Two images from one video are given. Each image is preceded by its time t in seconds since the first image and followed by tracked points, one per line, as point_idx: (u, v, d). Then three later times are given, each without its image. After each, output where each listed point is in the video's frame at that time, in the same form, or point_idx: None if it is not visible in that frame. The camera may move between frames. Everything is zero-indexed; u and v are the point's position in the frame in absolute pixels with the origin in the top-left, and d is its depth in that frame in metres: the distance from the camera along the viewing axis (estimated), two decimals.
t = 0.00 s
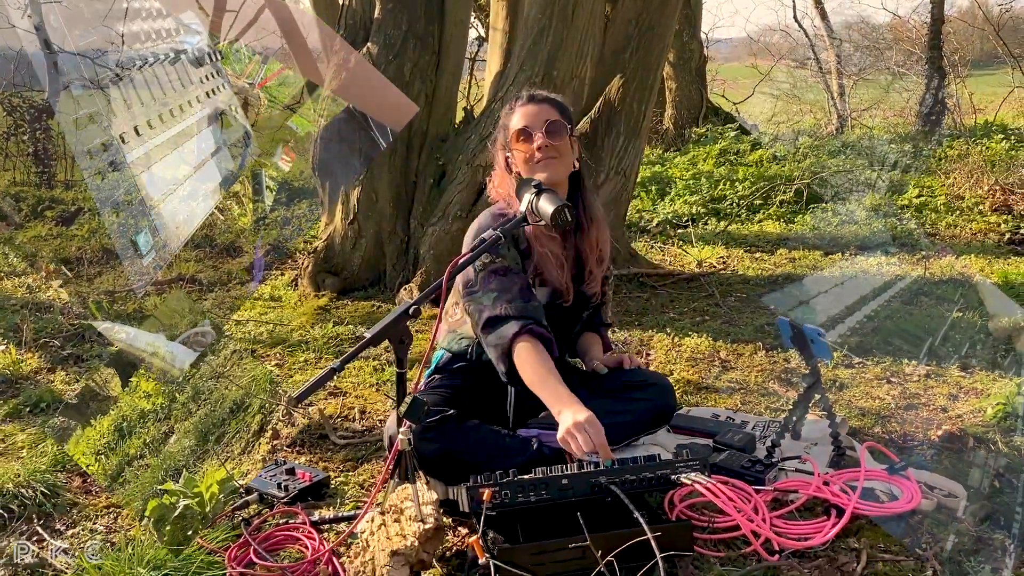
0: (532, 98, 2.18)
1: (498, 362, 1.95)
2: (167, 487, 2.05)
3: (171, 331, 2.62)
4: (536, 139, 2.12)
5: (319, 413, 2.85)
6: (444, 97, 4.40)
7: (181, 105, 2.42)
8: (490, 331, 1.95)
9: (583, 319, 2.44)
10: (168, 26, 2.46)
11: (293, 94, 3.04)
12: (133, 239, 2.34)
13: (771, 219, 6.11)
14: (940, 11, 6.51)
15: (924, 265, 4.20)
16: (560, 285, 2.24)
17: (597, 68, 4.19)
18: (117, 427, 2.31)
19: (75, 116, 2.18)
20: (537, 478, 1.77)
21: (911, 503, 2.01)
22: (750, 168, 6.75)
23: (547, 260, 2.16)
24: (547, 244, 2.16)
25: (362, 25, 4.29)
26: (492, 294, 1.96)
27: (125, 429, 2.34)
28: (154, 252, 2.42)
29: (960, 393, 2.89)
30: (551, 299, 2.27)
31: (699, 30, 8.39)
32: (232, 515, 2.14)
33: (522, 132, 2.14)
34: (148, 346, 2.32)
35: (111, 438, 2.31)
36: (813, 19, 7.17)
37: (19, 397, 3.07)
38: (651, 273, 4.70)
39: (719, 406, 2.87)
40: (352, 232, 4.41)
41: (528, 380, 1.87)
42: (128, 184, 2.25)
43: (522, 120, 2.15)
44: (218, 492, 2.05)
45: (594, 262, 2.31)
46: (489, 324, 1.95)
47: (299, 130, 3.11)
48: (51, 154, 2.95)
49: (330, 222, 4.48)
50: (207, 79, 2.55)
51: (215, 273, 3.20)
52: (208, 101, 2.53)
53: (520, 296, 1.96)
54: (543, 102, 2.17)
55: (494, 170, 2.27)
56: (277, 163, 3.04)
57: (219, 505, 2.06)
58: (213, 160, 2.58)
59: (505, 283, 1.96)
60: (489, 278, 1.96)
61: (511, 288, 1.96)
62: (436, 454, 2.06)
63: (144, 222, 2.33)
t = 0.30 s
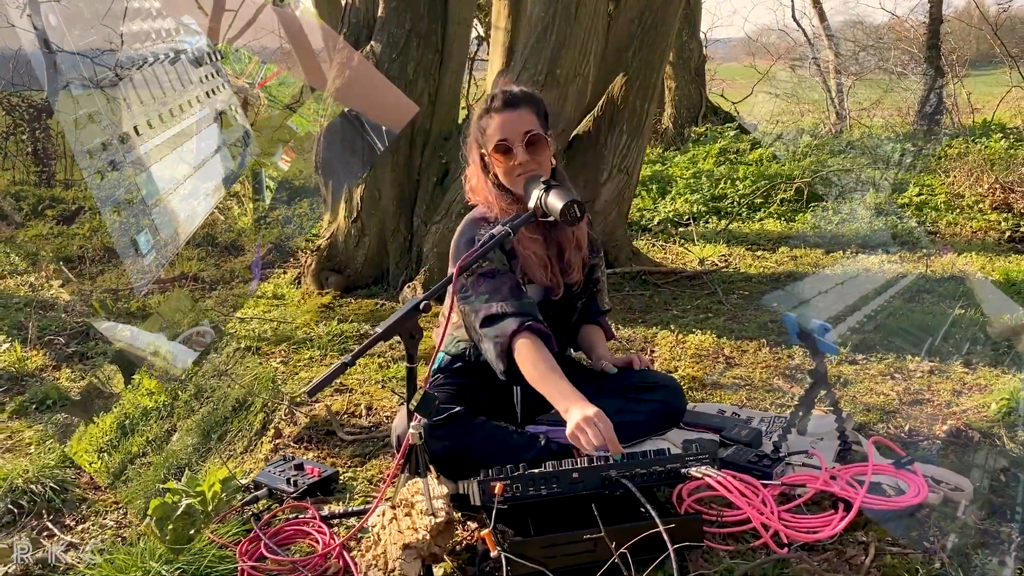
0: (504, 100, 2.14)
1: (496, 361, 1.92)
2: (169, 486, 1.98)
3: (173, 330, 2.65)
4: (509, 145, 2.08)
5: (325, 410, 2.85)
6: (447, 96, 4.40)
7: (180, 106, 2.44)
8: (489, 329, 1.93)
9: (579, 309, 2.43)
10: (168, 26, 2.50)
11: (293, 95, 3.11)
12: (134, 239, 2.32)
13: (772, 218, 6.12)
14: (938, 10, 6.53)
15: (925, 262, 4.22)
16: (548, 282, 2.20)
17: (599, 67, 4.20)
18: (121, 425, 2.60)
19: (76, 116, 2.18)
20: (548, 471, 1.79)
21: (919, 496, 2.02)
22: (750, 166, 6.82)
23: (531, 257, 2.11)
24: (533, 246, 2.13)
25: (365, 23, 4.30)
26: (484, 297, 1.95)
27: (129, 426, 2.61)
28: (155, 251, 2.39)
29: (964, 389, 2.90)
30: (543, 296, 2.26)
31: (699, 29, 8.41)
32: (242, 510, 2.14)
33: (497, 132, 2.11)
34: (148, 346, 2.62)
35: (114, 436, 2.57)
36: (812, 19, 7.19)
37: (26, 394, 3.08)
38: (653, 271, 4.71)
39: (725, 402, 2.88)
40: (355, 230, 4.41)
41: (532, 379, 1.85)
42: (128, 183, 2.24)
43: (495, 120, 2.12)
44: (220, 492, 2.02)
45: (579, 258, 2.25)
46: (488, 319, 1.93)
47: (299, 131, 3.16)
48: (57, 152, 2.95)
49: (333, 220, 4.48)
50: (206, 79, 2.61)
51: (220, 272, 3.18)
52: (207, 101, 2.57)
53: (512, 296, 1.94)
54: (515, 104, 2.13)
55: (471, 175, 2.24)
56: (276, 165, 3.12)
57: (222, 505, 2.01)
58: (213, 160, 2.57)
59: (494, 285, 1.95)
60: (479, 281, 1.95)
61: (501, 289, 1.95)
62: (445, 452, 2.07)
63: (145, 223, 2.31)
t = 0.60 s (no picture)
0: (486, 100, 2.09)
1: (500, 363, 1.90)
2: (171, 484, 2.01)
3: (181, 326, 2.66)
4: (497, 147, 2.04)
5: (334, 406, 2.85)
6: (452, 93, 4.41)
7: (178, 105, 2.54)
8: (492, 329, 1.90)
9: (580, 302, 2.42)
10: (170, 27, 2.60)
11: (293, 95, 3.25)
12: (133, 238, 2.41)
13: (774, 216, 6.20)
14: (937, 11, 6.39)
15: (926, 259, 4.23)
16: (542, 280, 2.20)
17: (604, 64, 4.22)
18: (122, 422, 2.72)
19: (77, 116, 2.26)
20: (561, 465, 1.80)
21: (929, 490, 2.03)
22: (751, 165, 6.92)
23: (525, 257, 2.09)
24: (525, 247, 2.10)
25: (370, 21, 4.36)
26: (480, 299, 1.91)
27: (130, 423, 2.74)
28: (155, 251, 2.51)
29: (970, 384, 2.91)
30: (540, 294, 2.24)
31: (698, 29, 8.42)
32: (254, 505, 2.14)
33: (483, 133, 2.07)
34: (149, 346, 2.78)
35: (115, 433, 2.67)
36: (810, 18, 7.19)
37: (33, 390, 3.08)
38: (657, 268, 4.71)
39: (733, 397, 2.89)
40: (360, 228, 4.41)
41: (539, 379, 1.84)
42: (128, 182, 2.31)
43: (479, 121, 2.08)
44: (220, 490, 2.06)
45: (573, 253, 2.24)
46: (488, 322, 1.90)
47: (299, 131, 3.32)
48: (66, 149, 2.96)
49: (337, 218, 4.48)
50: (206, 80, 2.75)
51: (225, 270, 3.20)
52: (206, 102, 2.72)
53: (510, 297, 1.91)
54: (498, 104, 2.08)
55: (455, 178, 2.20)
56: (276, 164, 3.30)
57: (221, 503, 2.04)
58: (211, 157, 2.74)
59: (490, 287, 1.91)
60: (474, 285, 1.91)
61: (496, 289, 1.91)
62: (457, 447, 2.09)
63: (144, 223, 2.40)
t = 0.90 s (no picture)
0: (498, 95, 2.05)
1: (505, 356, 1.89)
2: (171, 483, 1.96)
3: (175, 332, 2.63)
4: (509, 145, 2.01)
5: (341, 400, 2.85)
6: (455, 89, 4.41)
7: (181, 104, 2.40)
8: (497, 322, 1.89)
9: (585, 295, 2.43)
10: (168, 28, 2.49)
11: (293, 94, 3.22)
12: (134, 239, 2.23)
13: (774, 214, 6.18)
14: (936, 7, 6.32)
15: (928, 256, 4.23)
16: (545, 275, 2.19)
17: (607, 60, 4.22)
18: (124, 419, 2.66)
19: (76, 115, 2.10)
20: (574, 455, 1.80)
21: (936, 482, 2.04)
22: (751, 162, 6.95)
23: (531, 253, 2.08)
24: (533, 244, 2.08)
25: (373, 17, 4.37)
26: (488, 292, 1.90)
27: (131, 421, 2.67)
28: (155, 251, 2.33)
29: (975, 377, 2.92)
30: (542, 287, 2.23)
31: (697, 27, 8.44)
32: (264, 498, 2.15)
33: (494, 129, 2.03)
34: (149, 345, 2.70)
35: (117, 430, 2.63)
36: (809, 16, 7.21)
37: (39, 385, 3.09)
38: (660, 264, 4.72)
39: (738, 391, 2.90)
40: (363, 225, 4.41)
41: (546, 371, 1.83)
42: (128, 182, 2.13)
43: (490, 115, 2.04)
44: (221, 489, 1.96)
45: (575, 245, 2.23)
46: (494, 314, 1.89)
47: (299, 130, 3.27)
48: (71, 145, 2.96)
49: (341, 215, 4.48)
50: (206, 80, 2.62)
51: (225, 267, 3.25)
52: (206, 102, 2.58)
53: (515, 289, 1.90)
54: (510, 100, 2.04)
55: (460, 170, 2.17)
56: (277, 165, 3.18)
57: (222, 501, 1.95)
58: (211, 159, 2.58)
59: (497, 279, 1.90)
60: (481, 279, 1.90)
61: (504, 280, 1.90)
62: (466, 439, 2.08)
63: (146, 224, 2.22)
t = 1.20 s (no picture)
0: (552, 94, 2.03)
1: (517, 347, 1.87)
2: (171, 480, 1.89)
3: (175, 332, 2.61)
4: (556, 145, 1.98)
5: (347, 395, 2.85)
6: (458, 87, 4.42)
7: (180, 104, 2.27)
8: (511, 313, 1.88)
9: (601, 302, 2.42)
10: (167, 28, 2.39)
11: (292, 94, 3.10)
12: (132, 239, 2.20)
13: (775, 211, 6.25)
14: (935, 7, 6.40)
15: (928, 253, 4.24)
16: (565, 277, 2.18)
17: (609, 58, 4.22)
18: (125, 416, 2.74)
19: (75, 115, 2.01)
20: (583, 448, 1.82)
21: (942, 473, 2.04)
22: (751, 160, 6.88)
23: (555, 255, 2.07)
24: (558, 243, 2.07)
25: (376, 15, 4.38)
26: (506, 283, 1.90)
27: (132, 417, 2.75)
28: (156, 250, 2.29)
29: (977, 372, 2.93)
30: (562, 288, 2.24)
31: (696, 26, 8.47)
32: (272, 491, 2.15)
33: (541, 128, 2.01)
34: (148, 345, 2.74)
35: (118, 427, 2.68)
36: (808, 15, 7.24)
37: (45, 381, 3.10)
38: (662, 262, 4.73)
39: (743, 386, 2.91)
40: (366, 222, 4.41)
41: (557, 363, 1.81)
42: (130, 182, 2.09)
43: (541, 114, 2.02)
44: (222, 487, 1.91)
45: (599, 254, 2.24)
46: (511, 305, 1.88)
47: (299, 131, 3.16)
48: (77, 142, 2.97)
49: (343, 212, 4.48)
50: (206, 80, 2.47)
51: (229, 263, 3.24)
52: (207, 102, 2.44)
53: (535, 284, 1.90)
54: (563, 101, 2.02)
55: (502, 163, 2.16)
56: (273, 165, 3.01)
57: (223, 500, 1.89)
58: (214, 159, 2.48)
59: (518, 273, 1.90)
60: (501, 269, 1.90)
61: (524, 275, 1.90)
62: (472, 433, 2.06)
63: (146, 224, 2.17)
